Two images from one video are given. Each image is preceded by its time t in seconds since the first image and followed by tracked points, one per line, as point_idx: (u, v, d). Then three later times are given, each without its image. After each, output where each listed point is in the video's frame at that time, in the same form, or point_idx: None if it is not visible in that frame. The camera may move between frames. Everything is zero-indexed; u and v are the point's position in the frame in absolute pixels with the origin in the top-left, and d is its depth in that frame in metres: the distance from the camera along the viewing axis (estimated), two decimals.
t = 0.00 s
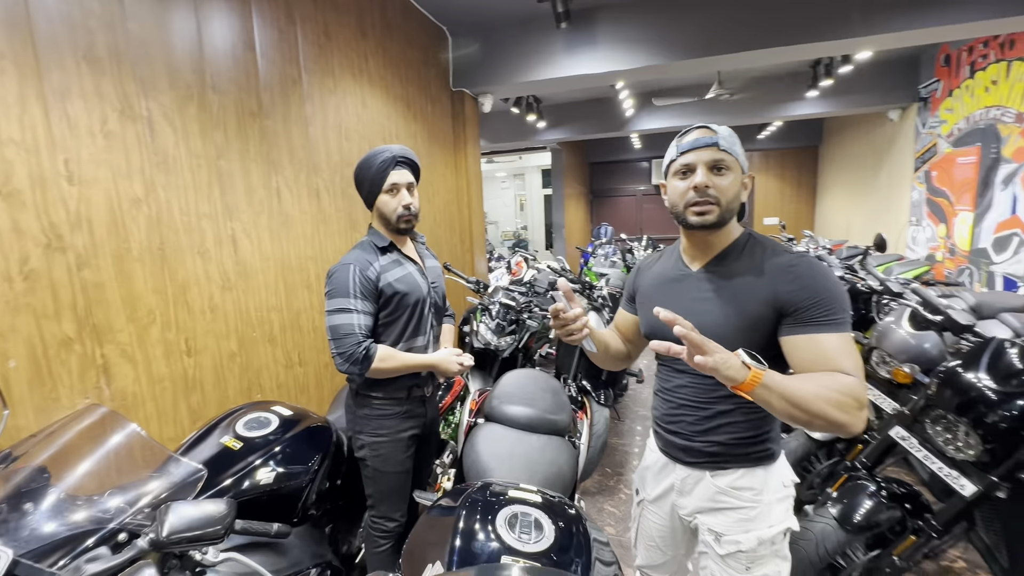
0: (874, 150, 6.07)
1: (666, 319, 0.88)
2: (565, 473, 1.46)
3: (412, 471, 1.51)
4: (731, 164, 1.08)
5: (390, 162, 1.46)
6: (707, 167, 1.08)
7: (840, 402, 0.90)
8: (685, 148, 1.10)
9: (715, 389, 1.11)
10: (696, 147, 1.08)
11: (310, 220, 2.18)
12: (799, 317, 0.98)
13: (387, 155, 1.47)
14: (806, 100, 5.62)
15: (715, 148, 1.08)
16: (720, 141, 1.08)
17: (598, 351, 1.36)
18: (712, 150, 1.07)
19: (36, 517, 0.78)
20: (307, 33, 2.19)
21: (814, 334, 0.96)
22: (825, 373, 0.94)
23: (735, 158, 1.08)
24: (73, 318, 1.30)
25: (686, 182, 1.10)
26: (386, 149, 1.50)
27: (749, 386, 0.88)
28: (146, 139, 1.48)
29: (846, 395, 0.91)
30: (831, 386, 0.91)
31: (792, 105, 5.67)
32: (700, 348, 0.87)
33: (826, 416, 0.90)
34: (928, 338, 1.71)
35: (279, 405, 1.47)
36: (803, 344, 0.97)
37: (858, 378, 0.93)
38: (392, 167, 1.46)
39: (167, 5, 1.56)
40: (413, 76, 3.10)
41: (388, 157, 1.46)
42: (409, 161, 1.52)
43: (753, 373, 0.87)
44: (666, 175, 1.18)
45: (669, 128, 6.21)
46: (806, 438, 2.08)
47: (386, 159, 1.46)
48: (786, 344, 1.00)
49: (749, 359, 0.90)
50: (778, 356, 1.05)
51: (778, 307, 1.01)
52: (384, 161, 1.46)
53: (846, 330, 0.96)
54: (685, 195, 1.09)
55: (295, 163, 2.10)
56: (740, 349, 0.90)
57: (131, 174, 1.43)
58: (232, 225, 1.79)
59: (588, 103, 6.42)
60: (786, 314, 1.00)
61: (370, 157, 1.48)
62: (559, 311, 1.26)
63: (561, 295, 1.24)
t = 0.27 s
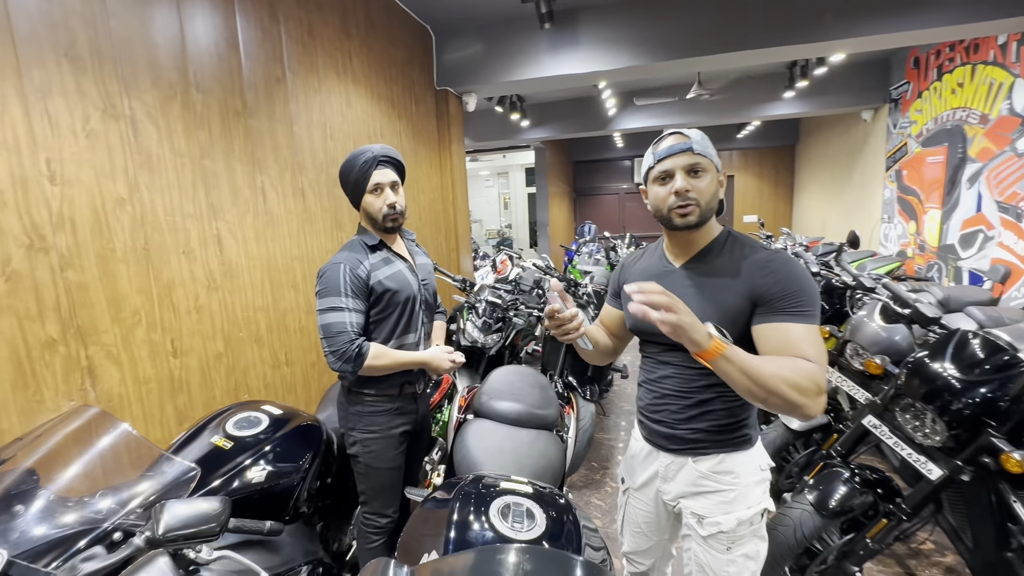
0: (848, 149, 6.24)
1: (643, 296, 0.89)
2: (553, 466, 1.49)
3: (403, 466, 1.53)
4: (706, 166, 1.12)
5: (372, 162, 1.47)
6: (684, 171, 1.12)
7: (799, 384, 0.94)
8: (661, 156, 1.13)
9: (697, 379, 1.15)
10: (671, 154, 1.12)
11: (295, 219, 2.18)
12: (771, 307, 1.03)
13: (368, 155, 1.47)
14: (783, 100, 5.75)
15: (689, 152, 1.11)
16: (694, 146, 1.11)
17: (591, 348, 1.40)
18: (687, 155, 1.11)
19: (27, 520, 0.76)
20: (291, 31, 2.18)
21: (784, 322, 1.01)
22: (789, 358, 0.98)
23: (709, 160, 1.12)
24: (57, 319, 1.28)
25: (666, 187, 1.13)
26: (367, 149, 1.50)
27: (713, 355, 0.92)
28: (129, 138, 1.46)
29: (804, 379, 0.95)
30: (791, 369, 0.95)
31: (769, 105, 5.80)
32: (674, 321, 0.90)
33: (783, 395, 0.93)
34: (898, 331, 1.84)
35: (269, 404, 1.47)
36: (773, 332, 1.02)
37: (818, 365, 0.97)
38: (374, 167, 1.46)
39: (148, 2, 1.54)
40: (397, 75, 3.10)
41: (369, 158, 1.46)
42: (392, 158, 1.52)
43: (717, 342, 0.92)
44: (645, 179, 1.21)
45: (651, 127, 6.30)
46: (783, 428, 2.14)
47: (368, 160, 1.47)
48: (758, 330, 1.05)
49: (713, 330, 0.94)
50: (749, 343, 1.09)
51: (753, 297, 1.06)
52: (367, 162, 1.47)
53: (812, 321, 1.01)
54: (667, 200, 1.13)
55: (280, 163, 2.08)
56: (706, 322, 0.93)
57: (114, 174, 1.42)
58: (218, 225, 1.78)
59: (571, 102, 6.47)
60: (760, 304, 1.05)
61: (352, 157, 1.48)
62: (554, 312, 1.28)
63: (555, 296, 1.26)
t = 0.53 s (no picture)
0: (827, 148, 6.38)
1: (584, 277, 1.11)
2: (543, 459, 1.52)
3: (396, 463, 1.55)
4: (692, 173, 1.15)
5: (359, 161, 1.47)
6: (671, 177, 1.14)
7: (737, 363, 1.00)
8: (648, 160, 1.15)
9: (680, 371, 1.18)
10: (660, 160, 1.13)
11: (283, 218, 2.17)
12: (738, 294, 1.07)
13: (353, 156, 1.47)
14: (764, 100, 5.86)
15: (678, 159, 1.13)
16: (683, 153, 1.12)
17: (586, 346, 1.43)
18: (676, 162, 1.13)
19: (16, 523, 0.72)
20: (277, 29, 2.16)
21: (747, 308, 1.05)
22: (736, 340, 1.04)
23: (695, 167, 1.14)
24: (42, 320, 1.27)
25: (651, 192, 1.16)
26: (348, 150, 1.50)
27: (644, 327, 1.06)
28: (114, 136, 1.46)
29: (743, 359, 1.00)
30: (731, 349, 1.01)
31: (751, 105, 5.91)
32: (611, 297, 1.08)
33: (721, 371, 1.01)
34: (875, 325, 1.90)
35: (260, 403, 1.47)
36: (737, 317, 1.05)
37: (768, 350, 1.01)
38: (360, 167, 1.46)
39: None
40: (383, 73, 3.09)
41: (353, 159, 1.47)
42: (376, 157, 1.52)
43: (648, 316, 1.06)
44: (633, 181, 1.23)
45: (637, 126, 6.37)
46: (765, 421, 2.20)
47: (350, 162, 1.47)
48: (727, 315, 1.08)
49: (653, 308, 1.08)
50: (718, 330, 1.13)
51: (723, 285, 1.10)
52: (351, 162, 1.47)
53: (776, 308, 1.04)
54: (652, 205, 1.15)
55: (266, 161, 2.07)
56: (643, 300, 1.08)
57: (99, 173, 1.41)
58: (205, 224, 1.77)
59: (557, 100, 6.50)
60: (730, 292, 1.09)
61: (337, 158, 1.49)
62: (553, 308, 1.29)
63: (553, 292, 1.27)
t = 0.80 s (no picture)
0: (812, 147, 6.48)
1: (675, 307, 0.89)
2: (536, 455, 1.53)
3: (389, 462, 1.55)
4: (663, 171, 1.16)
5: (346, 160, 1.47)
6: (641, 176, 1.16)
7: (784, 363, 1.01)
8: (621, 159, 1.19)
9: (662, 364, 1.20)
10: (631, 159, 1.17)
11: (272, 217, 2.15)
12: (734, 297, 1.09)
13: (340, 155, 1.47)
14: (750, 99, 5.94)
15: (647, 158, 1.15)
16: (652, 152, 1.15)
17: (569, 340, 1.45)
18: (644, 161, 1.15)
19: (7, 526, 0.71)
20: (264, 25, 2.14)
21: (751, 311, 1.07)
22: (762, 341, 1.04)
23: (666, 166, 1.16)
24: (28, 321, 1.26)
25: (624, 190, 1.19)
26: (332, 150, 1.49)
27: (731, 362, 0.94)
28: (99, 134, 1.44)
29: (785, 357, 1.02)
30: (773, 351, 1.01)
31: (737, 104, 5.98)
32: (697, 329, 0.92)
33: (773, 377, 0.99)
34: (858, 320, 1.95)
35: (251, 403, 1.46)
36: (742, 320, 1.08)
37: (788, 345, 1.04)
38: (348, 166, 1.46)
39: None
40: (372, 70, 3.07)
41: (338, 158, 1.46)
42: (362, 155, 1.52)
43: (732, 354, 0.93)
44: (611, 181, 1.26)
45: (626, 124, 6.40)
46: (754, 415, 2.20)
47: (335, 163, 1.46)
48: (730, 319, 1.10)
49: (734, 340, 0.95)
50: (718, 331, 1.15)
51: (716, 289, 1.11)
52: (338, 162, 1.46)
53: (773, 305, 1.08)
54: (623, 202, 1.19)
55: (255, 159, 2.05)
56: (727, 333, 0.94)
57: (84, 171, 1.40)
58: (193, 223, 1.75)
59: (546, 98, 6.51)
60: (724, 294, 1.11)
61: (322, 158, 1.48)
62: (533, 307, 1.31)
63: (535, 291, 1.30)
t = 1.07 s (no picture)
0: (800, 145, 6.55)
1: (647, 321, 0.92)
2: (531, 453, 1.53)
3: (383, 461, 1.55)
4: (668, 167, 1.18)
5: (338, 156, 1.45)
6: (647, 169, 1.17)
7: (760, 367, 1.05)
8: (628, 152, 1.18)
9: (654, 360, 1.22)
10: (638, 152, 1.16)
11: (263, 214, 2.13)
12: (721, 301, 1.12)
13: (333, 151, 1.45)
14: (739, 97, 5.98)
15: (654, 152, 1.16)
16: (659, 146, 1.16)
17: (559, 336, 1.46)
18: (652, 154, 1.16)
19: None
20: (254, 20, 2.11)
21: (734, 314, 1.10)
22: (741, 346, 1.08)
23: (671, 160, 1.18)
24: (14, 321, 1.24)
25: (629, 182, 1.19)
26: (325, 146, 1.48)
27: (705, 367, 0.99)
28: (85, 130, 1.42)
29: (762, 362, 1.06)
30: (749, 355, 1.05)
31: (727, 102, 6.02)
32: (673, 340, 0.94)
33: (751, 382, 1.04)
34: (847, 317, 1.98)
35: (244, 403, 1.44)
36: (727, 324, 1.10)
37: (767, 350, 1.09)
38: (339, 162, 1.44)
39: None
40: (363, 67, 3.04)
41: (331, 153, 1.45)
42: (356, 152, 1.51)
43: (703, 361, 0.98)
44: (610, 175, 1.26)
45: (616, 121, 6.41)
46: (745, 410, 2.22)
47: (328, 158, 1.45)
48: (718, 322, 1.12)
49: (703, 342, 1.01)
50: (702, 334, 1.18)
51: (708, 291, 1.13)
52: (331, 157, 1.45)
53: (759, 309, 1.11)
54: (630, 195, 1.18)
55: (244, 156, 2.03)
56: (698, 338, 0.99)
57: (70, 168, 1.38)
58: (182, 221, 1.73)
59: (537, 95, 6.50)
60: (714, 296, 1.12)
61: (315, 154, 1.47)
62: (525, 303, 1.31)
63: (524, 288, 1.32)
